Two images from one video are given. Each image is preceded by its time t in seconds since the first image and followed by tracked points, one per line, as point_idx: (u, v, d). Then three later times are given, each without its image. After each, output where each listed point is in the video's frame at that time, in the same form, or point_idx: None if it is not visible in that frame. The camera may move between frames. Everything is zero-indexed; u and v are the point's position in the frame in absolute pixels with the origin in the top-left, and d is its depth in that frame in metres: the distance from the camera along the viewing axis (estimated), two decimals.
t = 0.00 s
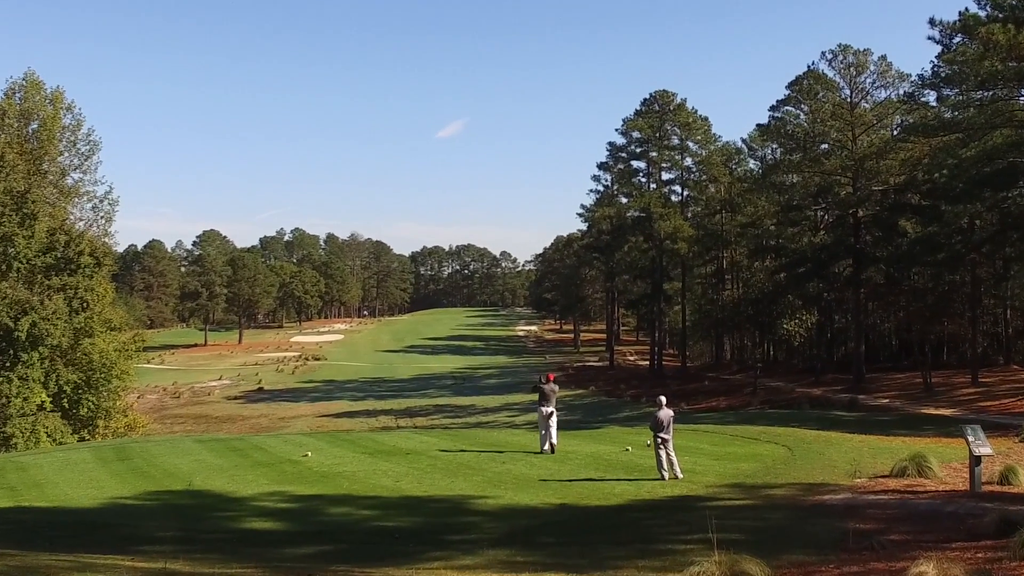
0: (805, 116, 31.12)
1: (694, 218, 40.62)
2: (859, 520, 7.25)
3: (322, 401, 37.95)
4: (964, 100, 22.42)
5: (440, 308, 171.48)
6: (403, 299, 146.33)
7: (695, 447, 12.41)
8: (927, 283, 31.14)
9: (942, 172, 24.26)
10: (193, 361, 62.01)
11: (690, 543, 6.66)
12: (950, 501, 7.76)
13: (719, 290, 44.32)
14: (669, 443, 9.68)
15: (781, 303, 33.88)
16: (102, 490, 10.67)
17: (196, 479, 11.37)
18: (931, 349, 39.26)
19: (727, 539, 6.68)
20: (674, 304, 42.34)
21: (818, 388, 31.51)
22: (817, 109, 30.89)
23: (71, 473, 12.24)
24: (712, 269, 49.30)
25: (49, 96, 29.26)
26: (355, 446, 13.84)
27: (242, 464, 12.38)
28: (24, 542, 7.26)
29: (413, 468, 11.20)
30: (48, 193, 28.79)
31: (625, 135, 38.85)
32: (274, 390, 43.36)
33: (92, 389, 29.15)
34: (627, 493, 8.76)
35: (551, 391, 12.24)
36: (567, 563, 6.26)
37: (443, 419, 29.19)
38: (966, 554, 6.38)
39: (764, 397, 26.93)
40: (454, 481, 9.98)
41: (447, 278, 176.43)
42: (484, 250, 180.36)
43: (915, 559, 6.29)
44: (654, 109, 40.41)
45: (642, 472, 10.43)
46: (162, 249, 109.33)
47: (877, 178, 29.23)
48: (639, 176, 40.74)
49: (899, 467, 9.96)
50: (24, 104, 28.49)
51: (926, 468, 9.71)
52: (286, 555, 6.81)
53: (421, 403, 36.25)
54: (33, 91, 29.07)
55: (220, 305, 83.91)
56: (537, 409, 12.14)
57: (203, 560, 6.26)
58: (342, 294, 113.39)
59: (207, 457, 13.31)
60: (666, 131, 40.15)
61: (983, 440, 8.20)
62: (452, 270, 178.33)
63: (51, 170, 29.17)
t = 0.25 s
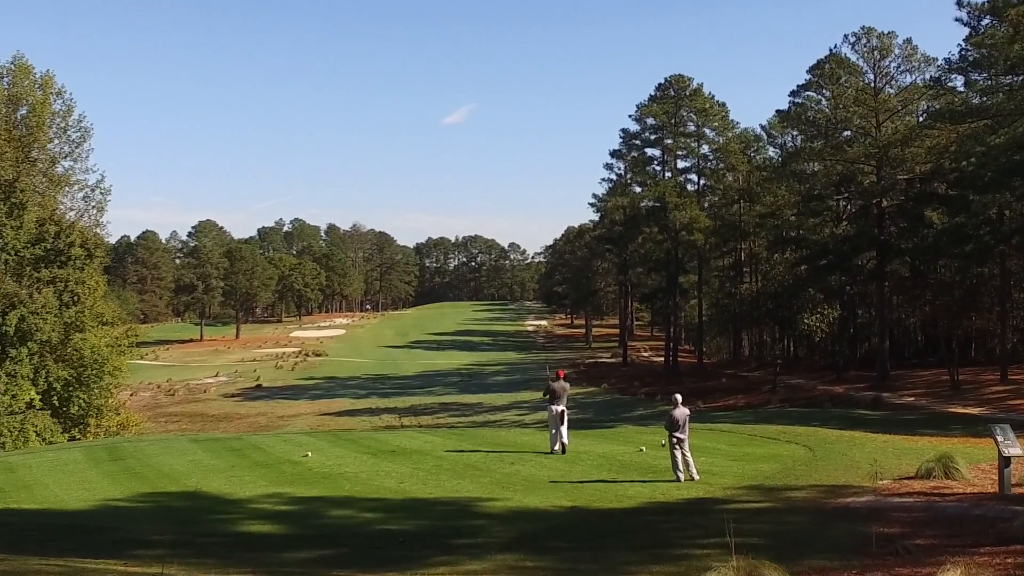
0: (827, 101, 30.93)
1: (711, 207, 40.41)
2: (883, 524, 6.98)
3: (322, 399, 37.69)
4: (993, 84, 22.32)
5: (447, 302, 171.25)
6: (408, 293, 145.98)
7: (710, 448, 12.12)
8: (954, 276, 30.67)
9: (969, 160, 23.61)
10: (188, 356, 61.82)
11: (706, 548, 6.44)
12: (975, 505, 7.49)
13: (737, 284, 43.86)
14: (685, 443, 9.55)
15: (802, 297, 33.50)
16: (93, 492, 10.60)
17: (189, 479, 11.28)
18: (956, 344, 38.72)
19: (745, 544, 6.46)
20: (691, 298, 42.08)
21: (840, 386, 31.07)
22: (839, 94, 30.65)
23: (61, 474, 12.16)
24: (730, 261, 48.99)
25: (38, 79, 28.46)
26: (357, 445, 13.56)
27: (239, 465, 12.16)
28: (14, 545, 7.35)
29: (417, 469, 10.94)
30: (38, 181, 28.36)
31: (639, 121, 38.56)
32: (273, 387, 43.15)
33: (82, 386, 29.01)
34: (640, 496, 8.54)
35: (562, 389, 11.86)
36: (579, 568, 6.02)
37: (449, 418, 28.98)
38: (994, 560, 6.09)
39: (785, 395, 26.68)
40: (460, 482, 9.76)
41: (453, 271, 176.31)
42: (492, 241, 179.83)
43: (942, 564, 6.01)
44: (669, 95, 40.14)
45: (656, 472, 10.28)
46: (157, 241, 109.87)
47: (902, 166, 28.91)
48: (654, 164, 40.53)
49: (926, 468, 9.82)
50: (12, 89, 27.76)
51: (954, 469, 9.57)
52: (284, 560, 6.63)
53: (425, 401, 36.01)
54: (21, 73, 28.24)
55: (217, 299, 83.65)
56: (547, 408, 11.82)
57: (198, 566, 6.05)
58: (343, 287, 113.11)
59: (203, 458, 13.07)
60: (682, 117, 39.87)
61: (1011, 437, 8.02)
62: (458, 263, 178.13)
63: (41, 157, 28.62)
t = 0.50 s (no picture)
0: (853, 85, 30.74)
1: (731, 196, 40.23)
2: (912, 527, 6.74)
3: (325, 397, 37.48)
4: None
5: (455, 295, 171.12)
6: (414, 286, 145.70)
7: (725, 451, 11.82)
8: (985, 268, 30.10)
9: (1000, 148, 23.16)
10: (184, 353, 61.47)
11: (727, 551, 6.22)
12: (1003, 510, 7.26)
13: (758, 276, 43.43)
14: (704, 443, 9.31)
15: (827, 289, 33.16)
16: (87, 494, 10.51)
17: (185, 480, 11.13)
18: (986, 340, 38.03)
19: (768, 548, 6.23)
20: (710, 291, 41.76)
21: (867, 383, 30.70)
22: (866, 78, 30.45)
23: (53, 476, 12.06)
24: (750, 253, 48.59)
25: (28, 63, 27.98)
26: (361, 446, 13.30)
27: (239, 466, 11.93)
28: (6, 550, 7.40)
29: (424, 470, 10.70)
30: (27, 171, 27.93)
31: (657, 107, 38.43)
32: (274, 384, 42.94)
33: (75, 384, 28.85)
34: (655, 498, 8.36)
35: (575, 387, 11.85)
36: (592, 573, 5.82)
37: (456, 417, 28.73)
38: None
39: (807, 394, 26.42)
40: (469, 483, 9.57)
41: (462, 263, 176.20)
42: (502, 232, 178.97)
43: (974, 570, 5.71)
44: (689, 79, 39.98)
45: (674, 474, 10.07)
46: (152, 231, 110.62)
47: (930, 154, 28.55)
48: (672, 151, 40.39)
49: (955, 470, 9.75)
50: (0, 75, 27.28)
51: (986, 471, 9.48)
52: (285, 565, 6.46)
53: (432, 399, 35.77)
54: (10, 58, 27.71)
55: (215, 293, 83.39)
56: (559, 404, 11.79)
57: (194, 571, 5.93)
58: (348, 280, 112.81)
59: (203, 459, 12.87)
60: (701, 102, 39.67)
61: None
62: (467, 254, 177.82)
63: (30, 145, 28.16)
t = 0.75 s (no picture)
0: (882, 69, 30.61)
1: (753, 185, 40.10)
2: (933, 533, 6.70)
3: (330, 395, 37.41)
4: None
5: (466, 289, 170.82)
6: (423, 279, 145.32)
7: (746, 453, 11.82)
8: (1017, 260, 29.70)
9: None
10: (183, 350, 61.22)
11: (749, 556, 6.27)
12: None
13: (781, 269, 43.04)
14: (725, 444, 9.44)
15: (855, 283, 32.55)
16: (84, 495, 10.44)
17: (185, 482, 10.90)
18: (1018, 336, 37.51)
19: (795, 552, 6.33)
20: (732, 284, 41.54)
21: (893, 380, 30.56)
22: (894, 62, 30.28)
23: (47, 478, 11.86)
24: (773, 245, 48.32)
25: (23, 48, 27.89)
26: (369, 446, 13.09)
27: (242, 467, 11.75)
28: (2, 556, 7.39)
29: (433, 471, 10.62)
30: (20, 159, 27.86)
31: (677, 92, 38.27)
32: (277, 382, 42.81)
33: (70, 381, 28.65)
34: (676, 500, 8.45)
35: (590, 385, 11.75)
36: None
37: (466, 416, 28.67)
38: None
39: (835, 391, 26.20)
40: (481, 485, 9.58)
41: (474, 254, 176.84)
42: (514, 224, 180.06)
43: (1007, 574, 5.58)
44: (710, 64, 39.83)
45: (693, 476, 10.07)
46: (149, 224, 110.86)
47: (960, 141, 28.26)
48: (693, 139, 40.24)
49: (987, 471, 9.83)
50: None
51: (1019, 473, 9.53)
52: (290, 572, 6.42)
53: (443, 397, 35.60)
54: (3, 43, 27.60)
55: (215, 286, 82.99)
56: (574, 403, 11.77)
57: None
58: (354, 273, 112.69)
59: (205, 459, 12.80)
60: (722, 87, 39.49)
61: None
62: (478, 246, 178.03)
63: (23, 132, 28.09)
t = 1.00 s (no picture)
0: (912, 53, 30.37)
1: (777, 174, 39.86)
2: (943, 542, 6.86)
3: (337, 392, 37.46)
4: None
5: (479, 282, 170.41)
6: (434, 272, 144.94)
7: (769, 452, 12.10)
8: None
9: None
10: (185, 345, 61.08)
11: (774, 560, 6.63)
12: None
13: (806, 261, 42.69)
14: (748, 444, 9.69)
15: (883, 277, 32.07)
16: (84, 495, 10.39)
17: (187, 482, 10.76)
18: None
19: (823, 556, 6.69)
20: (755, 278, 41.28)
21: (923, 377, 30.17)
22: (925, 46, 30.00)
23: (45, 478, 11.71)
24: (797, 237, 48.02)
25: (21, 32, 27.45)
26: (378, 445, 12.89)
27: (245, 466, 11.68)
28: None
29: (444, 472, 10.67)
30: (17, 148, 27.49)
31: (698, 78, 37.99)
32: (282, 379, 42.67)
33: (69, 378, 28.52)
34: (697, 504, 8.77)
35: (608, 384, 11.71)
36: None
37: (477, 414, 28.75)
38: None
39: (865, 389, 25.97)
40: (495, 487, 9.75)
41: (488, 244, 177.90)
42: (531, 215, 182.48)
43: None
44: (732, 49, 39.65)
45: (715, 477, 10.38)
46: (150, 215, 110.71)
47: (993, 129, 27.88)
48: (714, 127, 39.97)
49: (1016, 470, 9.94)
50: None
51: None
52: None
53: (455, 394, 35.48)
54: None
55: (219, 279, 82.71)
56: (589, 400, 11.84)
57: None
58: (362, 266, 112.68)
59: (205, 457, 12.74)
60: (744, 72, 39.21)
61: None
62: (492, 237, 178.77)
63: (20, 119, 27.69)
